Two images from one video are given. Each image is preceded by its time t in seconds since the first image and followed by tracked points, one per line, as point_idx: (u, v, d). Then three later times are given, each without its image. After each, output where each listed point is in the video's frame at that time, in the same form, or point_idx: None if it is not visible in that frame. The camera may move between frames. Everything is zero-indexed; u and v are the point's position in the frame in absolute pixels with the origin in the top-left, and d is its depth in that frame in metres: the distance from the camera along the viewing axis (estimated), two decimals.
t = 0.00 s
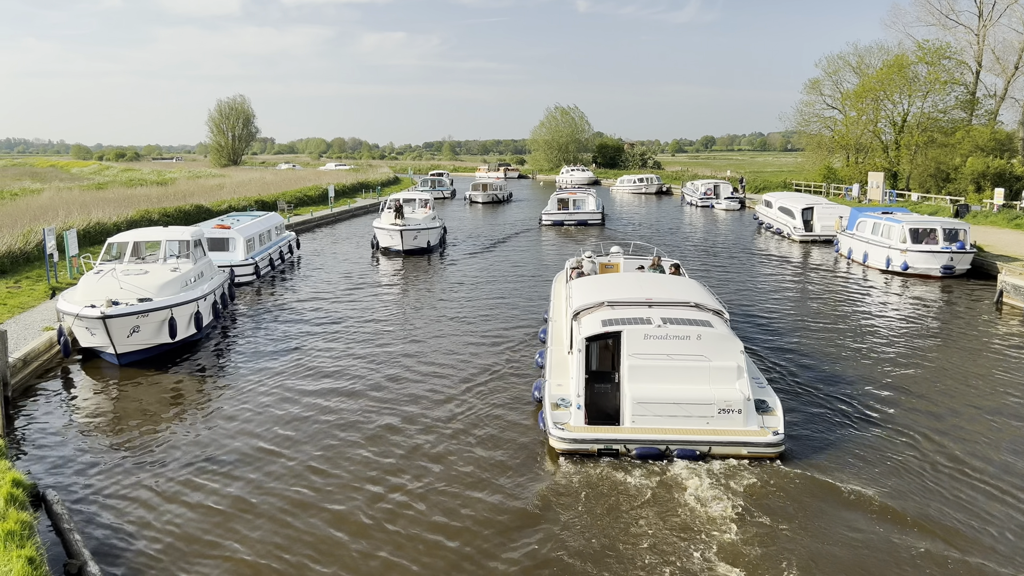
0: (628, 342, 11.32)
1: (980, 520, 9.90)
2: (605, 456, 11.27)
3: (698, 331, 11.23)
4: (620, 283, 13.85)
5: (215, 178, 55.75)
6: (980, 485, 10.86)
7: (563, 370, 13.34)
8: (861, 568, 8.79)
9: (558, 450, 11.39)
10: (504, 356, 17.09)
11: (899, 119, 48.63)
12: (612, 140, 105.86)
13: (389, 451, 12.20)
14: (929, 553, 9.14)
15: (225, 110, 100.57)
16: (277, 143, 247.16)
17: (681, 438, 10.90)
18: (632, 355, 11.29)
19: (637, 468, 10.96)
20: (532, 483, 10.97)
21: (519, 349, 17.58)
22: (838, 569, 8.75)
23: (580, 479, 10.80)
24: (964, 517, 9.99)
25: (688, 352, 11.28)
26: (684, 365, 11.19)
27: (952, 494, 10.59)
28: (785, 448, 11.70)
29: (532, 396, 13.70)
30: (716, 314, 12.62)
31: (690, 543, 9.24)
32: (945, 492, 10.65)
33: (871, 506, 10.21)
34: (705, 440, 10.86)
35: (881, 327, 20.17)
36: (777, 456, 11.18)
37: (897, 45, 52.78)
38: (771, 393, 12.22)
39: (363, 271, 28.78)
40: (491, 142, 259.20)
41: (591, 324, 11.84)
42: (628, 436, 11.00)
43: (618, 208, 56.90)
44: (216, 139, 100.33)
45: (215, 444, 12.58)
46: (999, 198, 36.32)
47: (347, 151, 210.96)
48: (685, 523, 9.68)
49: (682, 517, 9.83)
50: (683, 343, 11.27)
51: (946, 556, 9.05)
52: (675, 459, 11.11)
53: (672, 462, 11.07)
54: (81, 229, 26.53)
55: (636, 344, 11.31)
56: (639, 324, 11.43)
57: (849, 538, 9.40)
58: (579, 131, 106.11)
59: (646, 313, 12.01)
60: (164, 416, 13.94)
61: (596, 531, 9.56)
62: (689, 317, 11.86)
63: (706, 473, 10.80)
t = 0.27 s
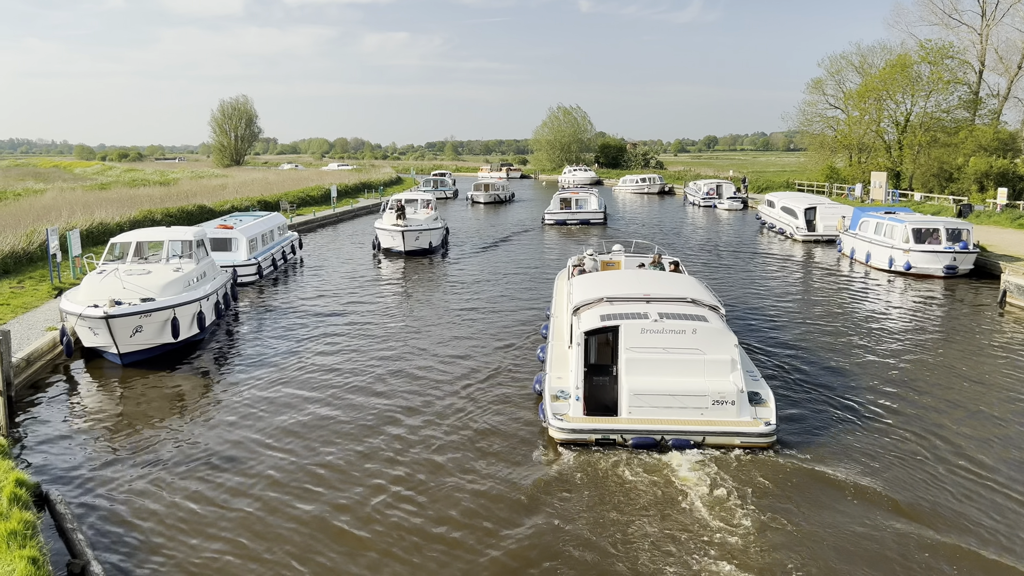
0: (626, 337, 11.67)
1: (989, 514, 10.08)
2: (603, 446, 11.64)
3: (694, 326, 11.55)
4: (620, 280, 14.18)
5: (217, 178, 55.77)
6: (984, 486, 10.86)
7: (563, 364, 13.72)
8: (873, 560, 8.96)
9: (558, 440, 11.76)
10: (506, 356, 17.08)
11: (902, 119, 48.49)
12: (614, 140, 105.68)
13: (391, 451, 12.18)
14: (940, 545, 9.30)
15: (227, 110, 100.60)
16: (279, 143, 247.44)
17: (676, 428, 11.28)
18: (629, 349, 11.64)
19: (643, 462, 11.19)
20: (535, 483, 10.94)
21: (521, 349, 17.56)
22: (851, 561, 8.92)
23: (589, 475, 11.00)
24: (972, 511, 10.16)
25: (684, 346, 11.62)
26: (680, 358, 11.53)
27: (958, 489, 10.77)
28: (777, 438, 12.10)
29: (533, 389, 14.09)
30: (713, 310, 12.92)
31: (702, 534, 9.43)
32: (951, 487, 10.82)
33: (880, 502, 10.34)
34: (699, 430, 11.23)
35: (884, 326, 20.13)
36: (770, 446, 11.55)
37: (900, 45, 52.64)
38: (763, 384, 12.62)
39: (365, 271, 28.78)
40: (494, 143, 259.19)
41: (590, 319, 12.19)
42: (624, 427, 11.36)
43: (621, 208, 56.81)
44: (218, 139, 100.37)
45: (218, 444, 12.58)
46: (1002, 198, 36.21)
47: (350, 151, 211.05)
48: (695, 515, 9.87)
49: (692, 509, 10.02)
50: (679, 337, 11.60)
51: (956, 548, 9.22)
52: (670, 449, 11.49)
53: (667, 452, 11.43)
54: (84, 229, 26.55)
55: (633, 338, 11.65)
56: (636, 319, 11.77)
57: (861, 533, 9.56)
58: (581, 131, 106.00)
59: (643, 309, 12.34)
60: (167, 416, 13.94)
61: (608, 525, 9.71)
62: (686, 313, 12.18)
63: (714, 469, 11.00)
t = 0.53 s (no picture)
0: (624, 331, 12.08)
1: (991, 511, 10.16)
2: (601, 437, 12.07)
3: (690, 321, 11.94)
4: (619, 275, 14.51)
5: (221, 179, 55.89)
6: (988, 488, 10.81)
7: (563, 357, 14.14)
8: (875, 556, 9.07)
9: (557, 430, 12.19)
10: (508, 356, 17.07)
11: (905, 118, 48.37)
12: (617, 140, 105.57)
13: (394, 451, 12.18)
14: (941, 542, 9.39)
15: (231, 111, 100.85)
16: (283, 144, 247.96)
17: (671, 419, 11.69)
18: (627, 343, 12.05)
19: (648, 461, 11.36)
20: (537, 483, 10.94)
21: (523, 349, 17.56)
22: (853, 557, 9.04)
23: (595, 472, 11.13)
24: (974, 508, 10.24)
25: (680, 341, 12.00)
26: (676, 353, 11.93)
27: (960, 486, 10.86)
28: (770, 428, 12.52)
29: (534, 381, 14.51)
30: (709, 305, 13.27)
31: (704, 531, 9.54)
32: (953, 484, 10.92)
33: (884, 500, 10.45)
34: (693, 421, 11.63)
35: (887, 326, 20.10)
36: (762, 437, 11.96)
37: (904, 45, 52.49)
38: (757, 377, 13.06)
39: (368, 271, 28.81)
40: (497, 143, 259.32)
41: (589, 314, 12.60)
42: (621, 418, 11.77)
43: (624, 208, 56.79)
44: (221, 140, 100.63)
45: (221, 444, 12.59)
46: (1006, 198, 36.08)
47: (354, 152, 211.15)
48: (699, 512, 9.99)
49: (697, 506, 10.16)
50: (675, 332, 11.99)
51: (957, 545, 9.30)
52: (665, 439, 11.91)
53: (662, 442, 11.85)
54: (87, 229, 26.62)
55: (631, 332, 12.06)
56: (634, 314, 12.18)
57: (864, 530, 9.66)
58: (584, 131, 105.95)
59: (641, 304, 12.73)
60: (170, 416, 13.96)
61: (612, 521, 9.82)
62: (682, 308, 12.56)
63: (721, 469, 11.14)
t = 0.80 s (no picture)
0: (623, 325, 12.31)
1: (996, 512, 10.07)
2: (600, 428, 12.20)
3: (687, 315, 12.15)
4: (619, 272, 14.76)
5: (224, 179, 55.98)
6: (995, 489, 10.72)
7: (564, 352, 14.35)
8: (878, 556, 9.00)
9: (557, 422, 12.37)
10: (511, 356, 17.03)
11: (909, 118, 48.24)
12: (619, 140, 105.51)
13: (396, 452, 12.12)
14: (944, 542, 9.32)
15: (234, 111, 101.03)
16: (285, 144, 248.35)
17: (667, 410, 11.82)
18: (626, 336, 12.27)
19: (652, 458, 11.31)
20: (540, 485, 10.85)
21: (526, 349, 17.52)
22: (856, 557, 8.98)
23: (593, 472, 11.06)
24: (979, 509, 10.16)
25: (677, 334, 12.21)
26: (673, 346, 12.13)
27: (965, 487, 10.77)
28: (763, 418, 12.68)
29: (535, 376, 14.71)
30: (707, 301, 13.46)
31: (706, 531, 9.47)
32: (959, 486, 10.84)
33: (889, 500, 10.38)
34: (689, 412, 11.75)
35: (891, 326, 20.02)
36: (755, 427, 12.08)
37: (907, 44, 52.36)
38: (751, 369, 13.17)
39: (370, 271, 28.81)
40: (499, 143, 259.36)
41: (589, 309, 12.84)
42: (619, 409, 11.89)
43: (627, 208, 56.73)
44: (224, 140, 100.82)
45: (223, 444, 12.56)
46: (1010, 198, 35.94)
47: (356, 152, 211.44)
48: (702, 512, 9.92)
49: (700, 505, 10.09)
50: (672, 326, 12.21)
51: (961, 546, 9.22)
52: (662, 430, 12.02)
53: (660, 433, 11.96)
54: (91, 229, 26.66)
55: (629, 326, 12.30)
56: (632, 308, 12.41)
57: (868, 529, 9.61)
58: (586, 131, 105.95)
59: (640, 299, 12.96)
60: (173, 416, 13.95)
61: (615, 522, 9.75)
62: (679, 303, 12.78)
63: (726, 468, 11.10)
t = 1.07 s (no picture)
0: (621, 321, 12.61)
1: (999, 513, 10.03)
2: (599, 419, 12.63)
3: (683, 310, 12.40)
4: (620, 269, 15.04)
5: (227, 179, 56.08)
6: (998, 489, 10.71)
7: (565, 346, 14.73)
8: (880, 556, 9.01)
9: (557, 413, 12.78)
10: (513, 355, 17.03)
11: (912, 117, 48.13)
12: (622, 139, 105.42)
13: (398, 451, 12.10)
14: (945, 542, 9.30)
15: (237, 111, 101.20)
16: (289, 144, 248.70)
17: (664, 402, 12.24)
18: (624, 331, 12.57)
19: (654, 459, 11.36)
20: (543, 484, 10.83)
21: (528, 349, 17.53)
22: (855, 556, 8.99)
23: (594, 470, 11.11)
24: (981, 510, 10.13)
25: (675, 329, 12.50)
26: (670, 340, 12.42)
27: (968, 488, 10.72)
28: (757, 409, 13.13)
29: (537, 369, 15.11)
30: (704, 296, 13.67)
31: (706, 532, 9.47)
32: (963, 486, 10.80)
33: (893, 499, 10.38)
34: (685, 403, 12.19)
35: (894, 326, 19.98)
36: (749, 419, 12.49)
37: (911, 44, 52.25)
38: (747, 364, 13.59)
39: (373, 270, 28.84)
40: (502, 143, 259.39)
41: (589, 305, 13.13)
42: (618, 401, 12.32)
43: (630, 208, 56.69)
44: (228, 140, 101.00)
45: (226, 444, 12.57)
46: (1014, 197, 35.83)
47: (360, 152, 211.59)
48: (703, 512, 9.93)
49: (701, 506, 10.11)
50: (669, 321, 12.49)
51: (963, 547, 9.20)
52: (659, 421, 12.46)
53: (656, 423, 12.41)
54: (95, 229, 26.73)
55: (628, 322, 12.60)
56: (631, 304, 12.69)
57: (868, 527, 9.62)
58: (590, 131, 105.92)
59: (638, 295, 13.21)
60: (176, 415, 13.98)
61: (615, 522, 9.76)
62: (677, 299, 13.03)
63: (730, 469, 11.12)
